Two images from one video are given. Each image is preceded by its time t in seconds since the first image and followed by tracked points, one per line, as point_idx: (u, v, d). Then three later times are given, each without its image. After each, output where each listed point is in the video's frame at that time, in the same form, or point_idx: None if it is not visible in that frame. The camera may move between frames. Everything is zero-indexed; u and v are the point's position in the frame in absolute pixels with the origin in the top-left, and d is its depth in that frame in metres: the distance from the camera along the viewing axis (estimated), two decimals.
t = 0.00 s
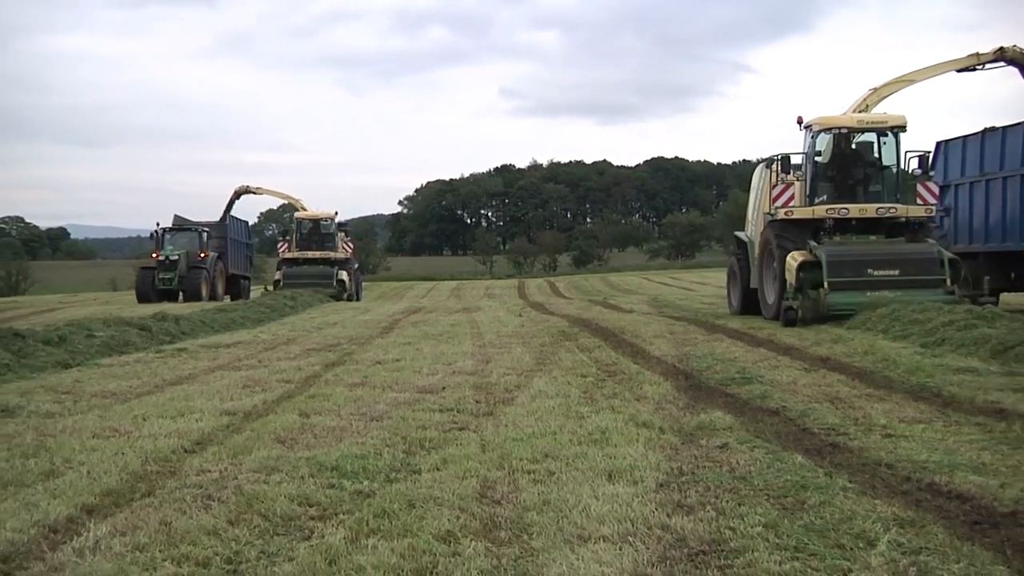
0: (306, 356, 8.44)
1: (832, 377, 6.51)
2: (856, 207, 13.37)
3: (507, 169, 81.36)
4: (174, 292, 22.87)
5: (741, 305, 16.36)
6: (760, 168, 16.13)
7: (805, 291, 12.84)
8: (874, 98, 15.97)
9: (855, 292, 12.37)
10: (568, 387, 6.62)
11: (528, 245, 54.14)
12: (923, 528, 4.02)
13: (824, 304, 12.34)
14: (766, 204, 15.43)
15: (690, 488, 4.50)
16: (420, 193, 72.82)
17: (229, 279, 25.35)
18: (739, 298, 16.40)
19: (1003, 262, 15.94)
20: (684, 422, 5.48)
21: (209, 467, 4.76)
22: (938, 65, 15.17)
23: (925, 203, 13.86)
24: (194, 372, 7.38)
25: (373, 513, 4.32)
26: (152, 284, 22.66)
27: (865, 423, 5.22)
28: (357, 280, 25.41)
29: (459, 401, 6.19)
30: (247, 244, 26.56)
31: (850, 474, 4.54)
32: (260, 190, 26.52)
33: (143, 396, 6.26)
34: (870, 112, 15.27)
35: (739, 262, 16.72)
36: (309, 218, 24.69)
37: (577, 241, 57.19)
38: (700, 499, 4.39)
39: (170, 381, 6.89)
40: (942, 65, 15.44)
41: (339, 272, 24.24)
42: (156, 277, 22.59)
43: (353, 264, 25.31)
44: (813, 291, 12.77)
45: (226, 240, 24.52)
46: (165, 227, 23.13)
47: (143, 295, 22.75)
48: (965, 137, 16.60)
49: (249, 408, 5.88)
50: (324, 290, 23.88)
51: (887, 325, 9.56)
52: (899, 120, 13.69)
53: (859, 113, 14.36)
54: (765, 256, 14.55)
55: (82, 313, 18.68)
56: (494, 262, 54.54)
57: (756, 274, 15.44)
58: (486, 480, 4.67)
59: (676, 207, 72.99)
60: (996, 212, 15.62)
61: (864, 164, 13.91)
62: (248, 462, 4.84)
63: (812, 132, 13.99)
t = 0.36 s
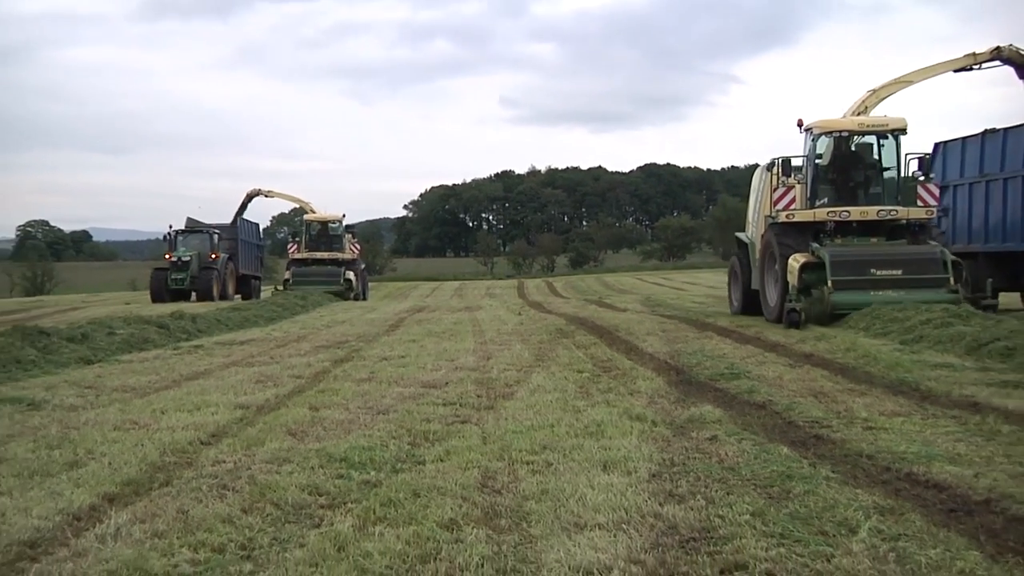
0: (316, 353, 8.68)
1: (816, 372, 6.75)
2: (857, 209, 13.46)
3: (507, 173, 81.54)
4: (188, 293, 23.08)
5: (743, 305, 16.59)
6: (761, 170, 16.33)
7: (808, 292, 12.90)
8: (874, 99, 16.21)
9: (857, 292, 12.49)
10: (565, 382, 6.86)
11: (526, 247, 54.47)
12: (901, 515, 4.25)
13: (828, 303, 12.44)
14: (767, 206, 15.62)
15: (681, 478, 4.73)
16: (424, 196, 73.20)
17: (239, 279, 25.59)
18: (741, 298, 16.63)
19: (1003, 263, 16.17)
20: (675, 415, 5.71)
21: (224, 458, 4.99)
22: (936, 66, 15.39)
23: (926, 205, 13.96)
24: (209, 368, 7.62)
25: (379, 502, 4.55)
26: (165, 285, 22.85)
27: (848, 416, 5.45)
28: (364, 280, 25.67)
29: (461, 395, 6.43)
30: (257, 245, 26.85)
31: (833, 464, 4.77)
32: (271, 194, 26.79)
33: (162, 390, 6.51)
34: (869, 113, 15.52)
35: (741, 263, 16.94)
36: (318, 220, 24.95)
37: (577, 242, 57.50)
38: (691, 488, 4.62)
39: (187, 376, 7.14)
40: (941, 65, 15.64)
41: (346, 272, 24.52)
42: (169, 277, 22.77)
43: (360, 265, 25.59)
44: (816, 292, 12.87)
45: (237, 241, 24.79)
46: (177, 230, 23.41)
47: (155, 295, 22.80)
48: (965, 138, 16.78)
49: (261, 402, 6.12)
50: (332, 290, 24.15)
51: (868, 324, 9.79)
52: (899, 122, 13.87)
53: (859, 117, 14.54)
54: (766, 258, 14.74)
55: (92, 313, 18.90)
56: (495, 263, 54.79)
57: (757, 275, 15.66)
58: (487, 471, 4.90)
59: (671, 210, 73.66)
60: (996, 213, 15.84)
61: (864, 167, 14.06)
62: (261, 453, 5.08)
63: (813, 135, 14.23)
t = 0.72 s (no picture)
0: (326, 349, 8.96)
1: (801, 367, 7.03)
2: (859, 211, 13.70)
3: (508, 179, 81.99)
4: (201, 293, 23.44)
5: (743, 306, 16.83)
6: (761, 170, 16.59)
7: (809, 295, 13.00)
8: (876, 102, 16.45)
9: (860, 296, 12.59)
10: (562, 376, 7.15)
11: (525, 248, 54.83)
12: (878, 502, 4.53)
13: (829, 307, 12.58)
14: (768, 206, 15.86)
15: (672, 468, 5.00)
16: (429, 201, 73.63)
17: (250, 279, 25.91)
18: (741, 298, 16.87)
19: (1003, 263, 16.46)
20: (666, 408, 5.99)
21: (240, 448, 5.27)
22: (936, 70, 15.66)
23: (927, 207, 14.24)
24: (225, 363, 7.91)
25: (386, 490, 4.82)
26: (180, 285, 23.18)
27: (830, 409, 5.73)
28: (371, 281, 26.01)
29: (463, 389, 6.71)
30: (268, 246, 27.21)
31: (815, 454, 5.05)
32: (281, 198, 27.11)
33: (181, 384, 6.80)
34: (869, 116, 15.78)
35: (741, 264, 17.19)
36: (326, 223, 25.25)
37: (576, 244, 57.86)
38: (681, 477, 4.89)
39: (204, 371, 7.43)
40: (942, 69, 15.88)
41: (354, 272, 24.90)
42: (183, 278, 23.14)
43: (367, 266, 25.98)
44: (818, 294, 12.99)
45: (247, 243, 25.08)
46: (190, 232, 23.69)
47: (172, 295, 23.24)
48: (964, 140, 17.02)
49: (274, 395, 6.40)
50: (340, 290, 24.53)
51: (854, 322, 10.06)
52: (902, 125, 14.08)
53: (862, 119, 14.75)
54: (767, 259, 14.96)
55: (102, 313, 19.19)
56: (496, 264, 55.08)
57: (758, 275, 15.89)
58: (488, 461, 5.17)
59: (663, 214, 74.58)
60: (995, 215, 16.09)
61: (865, 169, 14.28)
62: (274, 444, 5.36)
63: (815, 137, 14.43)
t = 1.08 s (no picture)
0: (336, 345, 9.31)
1: (784, 363, 7.39)
2: (857, 216, 13.90)
3: (508, 186, 82.46)
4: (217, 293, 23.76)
5: (741, 307, 17.12)
6: (760, 174, 16.91)
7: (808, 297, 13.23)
8: (873, 107, 16.78)
9: (858, 298, 12.81)
10: (559, 370, 7.49)
11: (524, 250, 55.26)
12: (853, 488, 4.86)
13: (830, 309, 12.76)
14: (767, 209, 16.18)
15: (661, 457, 5.33)
16: (433, 207, 74.14)
17: (263, 279, 26.32)
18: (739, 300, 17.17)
19: (996, 265, 16.79)
20: (657, 401, 6.33)
21: (256, 438, 5.62)
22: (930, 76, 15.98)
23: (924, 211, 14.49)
24: (242, 358, 8.26)
25: (394, 478, 5.15)
26: (197, 285, 23.52)
27: (811, 402, 6.07)
28: (378, 282, 26.40)
29: (465, 382, 7.06)
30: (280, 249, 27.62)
31: (796, 444, 5.38)
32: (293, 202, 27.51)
33: (200, 379, 7.15)
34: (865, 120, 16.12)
35: (739, 266, 17.51)
36: (335, 225, 25.69)
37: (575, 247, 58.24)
38: (670, 466, 5.22)
39: (222, 366, 7.79)
40: (938, 74, 16.20)
41: (362, 273, 25.25)
42: (202, 279, 23.47)
43: (375, 267, 26.42)
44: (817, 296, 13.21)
45: (261, 245, 25.57)
46: (206, 236, 24.15)
47: (189, 295, 23.62)
48: (960, 144, 17.33)
49: (288, 389, 6.76)
50: (348, 291, 24.86)
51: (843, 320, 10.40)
52: (900, 129, 14.33)
53: (861, 123, 15.06)
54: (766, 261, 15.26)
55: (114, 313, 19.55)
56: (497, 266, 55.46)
57: (756, 276, 16.21)
58: (489, 450, 5.50)
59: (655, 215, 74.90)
60: (990, 218, 16.39)
61: (863, 172, 14.59)
62: (288, 434, 5.70)
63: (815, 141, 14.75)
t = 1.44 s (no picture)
0: (347, 341, 9.72)
1: (767, 359, 7.81)
2: (854, 219, 14.22)
3: (508, 194, 83.20)
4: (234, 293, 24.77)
5: (738, 309, 17.48)
6: (756, 179, 17.26)
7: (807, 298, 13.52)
8: (867, 113, 17.17)
9: (856, 299, 12.91)
10: (555, 365, 7.89)
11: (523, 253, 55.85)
12: (830, 474, 5.23)
13: (830, 310, 12.96)
14: (764, 213, 16.55)
15: (651, 445, 5.71)
16: (435, 211, 74.77)
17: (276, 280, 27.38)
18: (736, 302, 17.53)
19: (992, 266, 17.17)
20: (647, 393, 6.73)
21: (273, 428, 6.02)
22: (922, 84, 16.36)
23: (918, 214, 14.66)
24: (259, 353, 8.68)
25: (401, 465, 5.52)
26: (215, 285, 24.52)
27: (791, 395, 6.47)
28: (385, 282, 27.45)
29: (467, 376, 7.47)
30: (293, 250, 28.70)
31: (777, 434, 5.77)
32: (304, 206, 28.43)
33: (219, 373, 7.57)
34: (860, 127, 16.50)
35: (736, 268, 17.90)
36: (345, 229, 26.76)
37: (572, 250, 58.81)
38: (659, 454, 5.60)
39: (241, 361, 8.21)
40: (929, 82, 16.59)
41: (370, 274, 26.31)
42: (219, 279, 24.45)
43: (382, 269, 27.47)
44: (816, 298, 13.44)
45: (275, 248, 26.62)
46: (223, 238, 25.19)
47: (207, 293, 24.63)
48: (954, 148, 17.66)
49: (302, 382, 7.18)
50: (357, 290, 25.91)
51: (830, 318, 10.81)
52: (896, 135, 14.68)
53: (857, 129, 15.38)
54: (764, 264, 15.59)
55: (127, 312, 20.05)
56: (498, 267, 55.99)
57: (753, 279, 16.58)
58: (490, 440, 5.88)
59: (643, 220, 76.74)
60: (985, 221, 16.72)
61: (859, 178, 14.94)
62: (303, 425, 6.10)
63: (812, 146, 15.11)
